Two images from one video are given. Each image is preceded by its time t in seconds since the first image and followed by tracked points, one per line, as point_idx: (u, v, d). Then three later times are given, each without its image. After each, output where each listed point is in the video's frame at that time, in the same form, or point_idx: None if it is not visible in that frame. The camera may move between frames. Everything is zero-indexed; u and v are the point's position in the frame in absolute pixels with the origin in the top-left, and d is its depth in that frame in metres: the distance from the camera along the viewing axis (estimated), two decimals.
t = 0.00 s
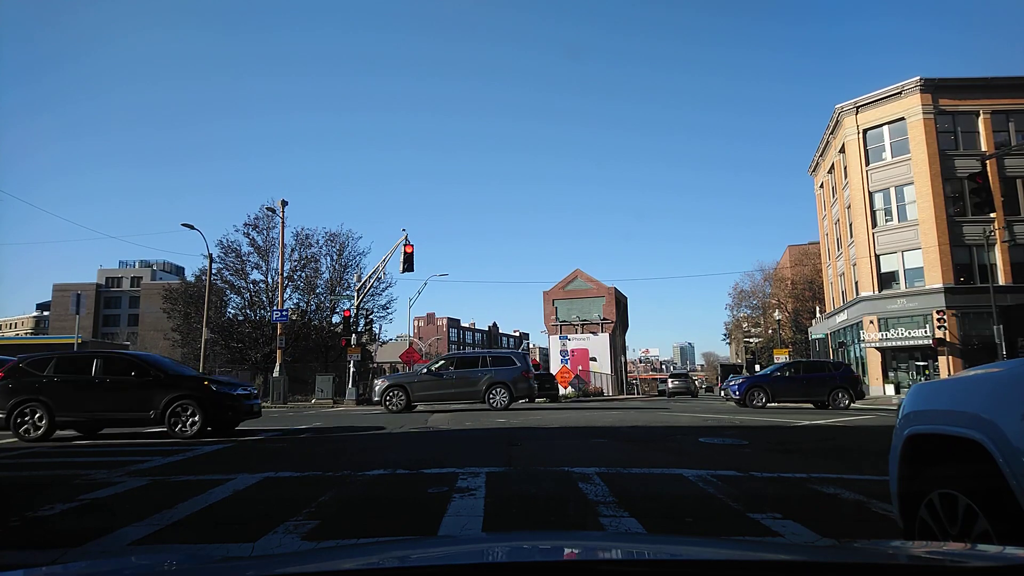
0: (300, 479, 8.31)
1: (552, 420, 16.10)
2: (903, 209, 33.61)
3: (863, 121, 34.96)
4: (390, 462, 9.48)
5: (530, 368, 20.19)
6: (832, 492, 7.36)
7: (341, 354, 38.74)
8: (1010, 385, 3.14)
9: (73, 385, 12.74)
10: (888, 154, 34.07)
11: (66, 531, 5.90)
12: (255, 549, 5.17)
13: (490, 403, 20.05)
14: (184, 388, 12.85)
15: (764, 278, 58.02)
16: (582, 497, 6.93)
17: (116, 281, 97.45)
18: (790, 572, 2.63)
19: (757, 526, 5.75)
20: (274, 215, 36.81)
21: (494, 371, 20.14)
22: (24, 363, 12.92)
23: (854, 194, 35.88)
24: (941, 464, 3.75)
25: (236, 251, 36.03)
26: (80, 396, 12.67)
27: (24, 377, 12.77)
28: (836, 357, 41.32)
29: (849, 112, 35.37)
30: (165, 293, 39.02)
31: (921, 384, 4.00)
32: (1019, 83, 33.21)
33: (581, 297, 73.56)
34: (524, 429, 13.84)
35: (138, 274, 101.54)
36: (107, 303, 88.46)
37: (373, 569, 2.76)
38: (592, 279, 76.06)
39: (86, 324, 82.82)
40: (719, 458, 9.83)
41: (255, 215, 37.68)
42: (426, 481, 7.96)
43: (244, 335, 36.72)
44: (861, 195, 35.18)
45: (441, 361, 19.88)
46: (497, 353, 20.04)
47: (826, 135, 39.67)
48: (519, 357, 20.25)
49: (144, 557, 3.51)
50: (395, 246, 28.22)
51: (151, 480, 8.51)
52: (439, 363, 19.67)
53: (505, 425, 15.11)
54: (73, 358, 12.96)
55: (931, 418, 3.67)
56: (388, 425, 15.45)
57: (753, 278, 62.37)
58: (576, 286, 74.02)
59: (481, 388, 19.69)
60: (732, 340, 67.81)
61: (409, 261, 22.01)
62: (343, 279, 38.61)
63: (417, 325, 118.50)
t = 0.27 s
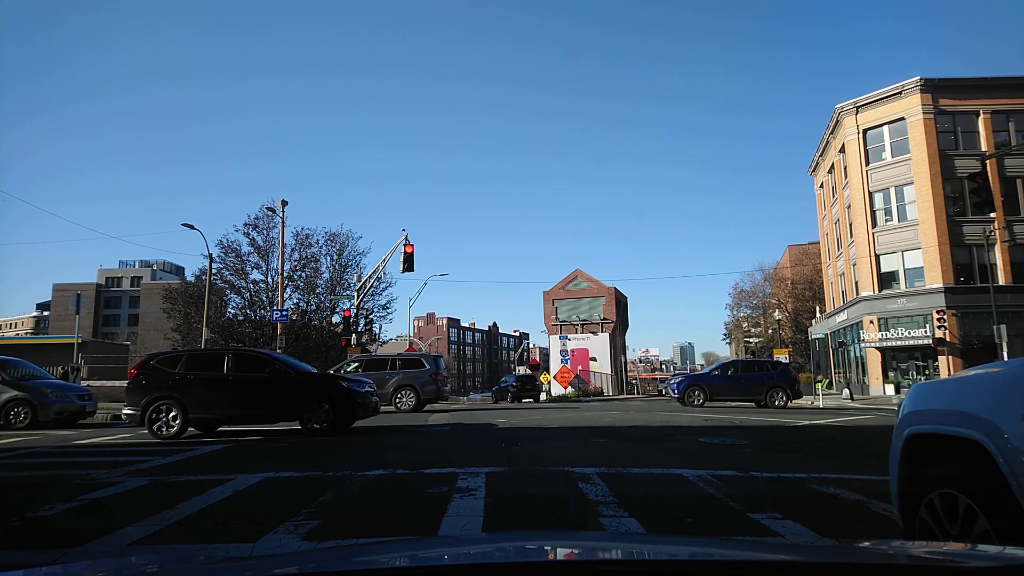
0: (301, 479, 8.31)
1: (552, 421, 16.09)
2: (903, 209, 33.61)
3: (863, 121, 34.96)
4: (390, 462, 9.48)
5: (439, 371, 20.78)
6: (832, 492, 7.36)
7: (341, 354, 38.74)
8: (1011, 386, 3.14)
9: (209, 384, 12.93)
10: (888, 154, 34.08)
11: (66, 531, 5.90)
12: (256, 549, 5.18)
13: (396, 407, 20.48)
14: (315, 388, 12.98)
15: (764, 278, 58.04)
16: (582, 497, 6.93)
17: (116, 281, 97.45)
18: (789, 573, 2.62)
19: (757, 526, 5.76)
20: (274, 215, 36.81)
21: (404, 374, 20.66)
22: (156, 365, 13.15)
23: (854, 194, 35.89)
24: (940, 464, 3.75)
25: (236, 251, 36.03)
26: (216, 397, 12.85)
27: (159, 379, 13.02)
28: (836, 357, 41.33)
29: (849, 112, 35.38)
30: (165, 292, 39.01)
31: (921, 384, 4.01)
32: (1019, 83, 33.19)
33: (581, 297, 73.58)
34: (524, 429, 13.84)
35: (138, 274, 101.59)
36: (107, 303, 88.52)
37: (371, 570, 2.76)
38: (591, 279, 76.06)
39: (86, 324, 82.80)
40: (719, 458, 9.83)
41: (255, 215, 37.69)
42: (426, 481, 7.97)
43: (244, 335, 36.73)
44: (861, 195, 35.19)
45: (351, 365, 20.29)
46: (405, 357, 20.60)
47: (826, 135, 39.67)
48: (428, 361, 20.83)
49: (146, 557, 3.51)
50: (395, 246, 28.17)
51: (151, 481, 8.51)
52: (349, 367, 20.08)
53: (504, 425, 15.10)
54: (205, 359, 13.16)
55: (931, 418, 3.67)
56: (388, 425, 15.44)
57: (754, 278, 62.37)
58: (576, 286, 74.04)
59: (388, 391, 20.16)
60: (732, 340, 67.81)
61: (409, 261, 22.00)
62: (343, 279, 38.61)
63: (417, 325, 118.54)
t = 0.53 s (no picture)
0: (301, 479, 8.30)
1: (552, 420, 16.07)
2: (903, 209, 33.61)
3: (863, 121, 34.96)
4: (389, 462, 9.47)
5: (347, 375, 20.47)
6: (832, 492, 7.35)
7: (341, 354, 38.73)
8: (1011, 385, 3.14)
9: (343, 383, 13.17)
10: (888, 154, 34.08)
11: (66, 531, 5.90)
12: (255, 549, 5.18)
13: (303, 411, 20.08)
14: (446, 384, 13.17)
15: (764, 278, 58.04)
16: (582, 497, 6.93)
17: (116, 281, 97.46)
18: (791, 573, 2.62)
19: (757, 526, 5.76)
20: (274, 215, 36.80)
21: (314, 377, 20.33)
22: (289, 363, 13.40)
23: (854, 194, 35.90)
24: (941, 464, 3.75)
25: (236, 251, 36.01)
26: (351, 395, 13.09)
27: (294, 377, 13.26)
28: (836, 357, 41.33)
29: (849, 112, 35.38)
30: (165, 292, 38.99)
31: (921, 383, 4.01)
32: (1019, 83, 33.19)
33: (581, 297, 73.58)
34: (524, 429, 13.82)
35: (138, 275, 101.58)
36: (107, 303, 88.55)
37: (370, 569, 2.76)
38: (592, 279, 76.06)
39: (86, 324, 82.80)
40: (719, 458, 9.83)
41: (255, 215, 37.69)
42: (426, 481, 7.96)
43: (244, 335, 36.73)
44: (861, 196, 35.20)
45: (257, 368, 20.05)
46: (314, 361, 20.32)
47: (826, 135, 39.66)
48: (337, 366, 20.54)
49: (145, 557, 3.50)
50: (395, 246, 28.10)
51: (151, 480, 8.50)
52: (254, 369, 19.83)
53: (504, 425, 15.09)
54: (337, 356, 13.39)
55: (931, 418, 3.68)
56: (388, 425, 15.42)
57: (754, 279, 62.38)
58: (576, 286, 74.06)
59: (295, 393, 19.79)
60: (732, 340, 67.81)
61: (409, 261, 21.99)
62: (343, 279, 38.61)
63: (417, 325, 118.55)
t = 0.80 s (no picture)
0: (301, 479, 8.30)
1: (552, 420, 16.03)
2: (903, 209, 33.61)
3: (863, 121, 34.96)
4: (389, 462, 9.47)
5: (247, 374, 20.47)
6: (833, 492, 7.35)
7: (341, 354, 38.75)
8: (1011, 385, 3.14)
9: (476, 381, 13.14)
10: (888, 154, 34.08)
11: (66, 531, 5.90)
12: (255, 548, 5.17)
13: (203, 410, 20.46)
14: (576, 383, 13.17)
15: (764, 278, 58.05)
16: (582, 497, 6.93)
17: (116, 281, 97.41)
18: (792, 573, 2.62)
19: (758, 526, 5.75)
20: (274, 215, 36.81)
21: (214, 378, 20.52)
22: (421, 360, 13.38)
23: (854, 194, 35.89)
24: (941, 464, 3.75)
25: (236, 251, 35.99)
26: (484, 393, 13.04)
27: (426, 375, 13.22)
28: (836, 357, 41.32)
29: (849, 112, 35.38)
30: (165, 292, 39.00)
31: (921, 384, 4.01)
32: (1019, 83, 33.19)
33: (580, 297, 73.64)
34: (524, 429, 13.81)
35: (138, 275, 101.58)
36: (107, 303, 88.52)
37: (372, 569, 2.75)
38: (591, 279, 76.07)
39: (86, 324, 82.81)
40: (720, 458, 9.82)
41: (255, 215, 37.68)
42: (426, 481, 7.96)
43: (244, 334, 36.76)
44: (861, 195, 35.19)
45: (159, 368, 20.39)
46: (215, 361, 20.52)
47: (826, 135, 39.66)
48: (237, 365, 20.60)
49: (146, 559, 3.49)
50: (395, 245, 28.00)
51: (151, 480, 8.50)
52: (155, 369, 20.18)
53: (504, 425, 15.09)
54: (468, 353, 13.38)
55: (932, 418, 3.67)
56: (388, 425, 15.40)
57: (753, 278, 62.38)
58: (576, 286, 74.05)
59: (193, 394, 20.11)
60: (732, 340, 67.80)
61: (409, 261, 21.97)
62: (343, 279, 38.60)
63: (417, 325, 118.56)
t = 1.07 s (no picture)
0: (300, 479, 8.30)
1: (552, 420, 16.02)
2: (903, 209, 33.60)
3: (863, 121, 34.95)
4: (389, 462, 9.47)
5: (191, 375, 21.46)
6: (833, 492, 7.35)
7: (341, 354, 38.74)
8: (1011, 385, 3.14)
9: (601, 380, 12.96)
10: (888, 154, 34.06)
11: (66, 531, 5.89)
12: (255, 548, 5.17)
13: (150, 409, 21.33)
14: (709, 384, 12.80)
15: (764, 278, 58.05)
16: (582, 497, 6.93)
17: (116, 281, 97.36)
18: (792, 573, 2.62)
19: (758, 526, 5.75)
20: (274, 215, 36.78)
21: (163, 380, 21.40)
22: (545, 360, 13.27)
23: (854, 194, 35.89)
24: (941, 464, 3.75)
25: (236, 251, 35.99)
26: (608, 394, 12.82)
27: (551, 375, 13.08)
28: (836, 357, 41.35)
29: (849, 112, 35.37)
30: (165, 292, 38.99)
31: (921, 384, 4.01)
32: (1019, 83, 33.17)
33: (580, 297, 73.63)
34: (524, 429, 13.79)
35: (138, 275, 101.58)
36: (107, 303, 88.49)
37: (373, 569, 2.76)
38: (592, 279, 76.07)
39: (86, 324, 82.78)
40: (719, 458, 9.82)
41: (255, 215, 37.66)
42: (426, 481, 7.96)
43: (244, 334, 36.76)
44: (861, 195, 35.19)
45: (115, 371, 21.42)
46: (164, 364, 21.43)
47: (826, 135, 39.65)
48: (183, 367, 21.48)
49: (145, 559, 3.49)
50: (395, 246, 27.94)
51: (151, 480, 8.49)
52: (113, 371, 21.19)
53: (504, 425, 15.08)
54: (591, 352, 13.23)
55: (931, 418, 3.67)
56: (388, 425, 15.40)
57: (753, 278, 62.34)
58: (576, 286, 74.06)
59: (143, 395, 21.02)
60: (732, 340, 67.77)
61: (409, 261, 21.97)
62: (343, 279, 38.60)
63: (417, 325, 118.59)
